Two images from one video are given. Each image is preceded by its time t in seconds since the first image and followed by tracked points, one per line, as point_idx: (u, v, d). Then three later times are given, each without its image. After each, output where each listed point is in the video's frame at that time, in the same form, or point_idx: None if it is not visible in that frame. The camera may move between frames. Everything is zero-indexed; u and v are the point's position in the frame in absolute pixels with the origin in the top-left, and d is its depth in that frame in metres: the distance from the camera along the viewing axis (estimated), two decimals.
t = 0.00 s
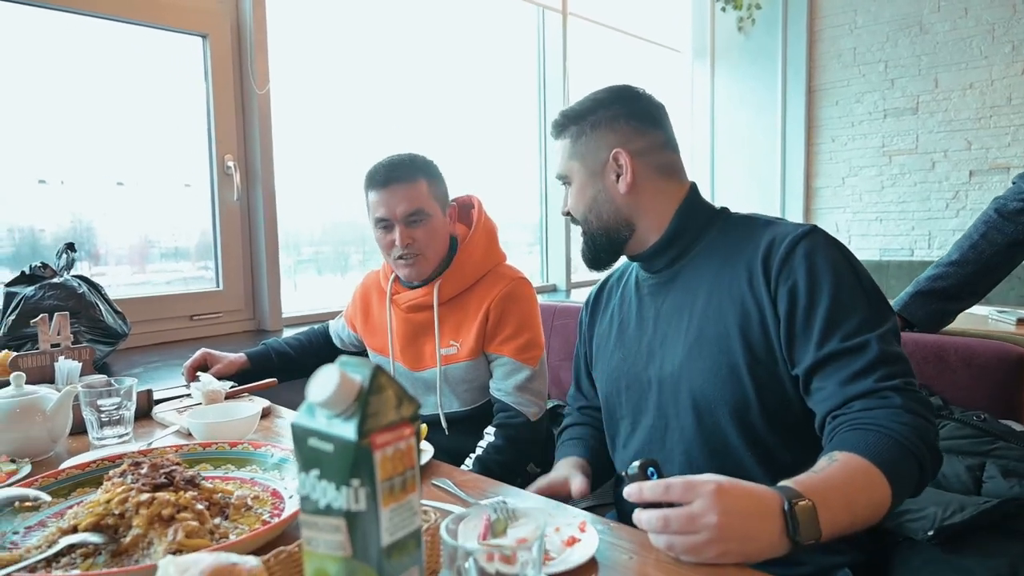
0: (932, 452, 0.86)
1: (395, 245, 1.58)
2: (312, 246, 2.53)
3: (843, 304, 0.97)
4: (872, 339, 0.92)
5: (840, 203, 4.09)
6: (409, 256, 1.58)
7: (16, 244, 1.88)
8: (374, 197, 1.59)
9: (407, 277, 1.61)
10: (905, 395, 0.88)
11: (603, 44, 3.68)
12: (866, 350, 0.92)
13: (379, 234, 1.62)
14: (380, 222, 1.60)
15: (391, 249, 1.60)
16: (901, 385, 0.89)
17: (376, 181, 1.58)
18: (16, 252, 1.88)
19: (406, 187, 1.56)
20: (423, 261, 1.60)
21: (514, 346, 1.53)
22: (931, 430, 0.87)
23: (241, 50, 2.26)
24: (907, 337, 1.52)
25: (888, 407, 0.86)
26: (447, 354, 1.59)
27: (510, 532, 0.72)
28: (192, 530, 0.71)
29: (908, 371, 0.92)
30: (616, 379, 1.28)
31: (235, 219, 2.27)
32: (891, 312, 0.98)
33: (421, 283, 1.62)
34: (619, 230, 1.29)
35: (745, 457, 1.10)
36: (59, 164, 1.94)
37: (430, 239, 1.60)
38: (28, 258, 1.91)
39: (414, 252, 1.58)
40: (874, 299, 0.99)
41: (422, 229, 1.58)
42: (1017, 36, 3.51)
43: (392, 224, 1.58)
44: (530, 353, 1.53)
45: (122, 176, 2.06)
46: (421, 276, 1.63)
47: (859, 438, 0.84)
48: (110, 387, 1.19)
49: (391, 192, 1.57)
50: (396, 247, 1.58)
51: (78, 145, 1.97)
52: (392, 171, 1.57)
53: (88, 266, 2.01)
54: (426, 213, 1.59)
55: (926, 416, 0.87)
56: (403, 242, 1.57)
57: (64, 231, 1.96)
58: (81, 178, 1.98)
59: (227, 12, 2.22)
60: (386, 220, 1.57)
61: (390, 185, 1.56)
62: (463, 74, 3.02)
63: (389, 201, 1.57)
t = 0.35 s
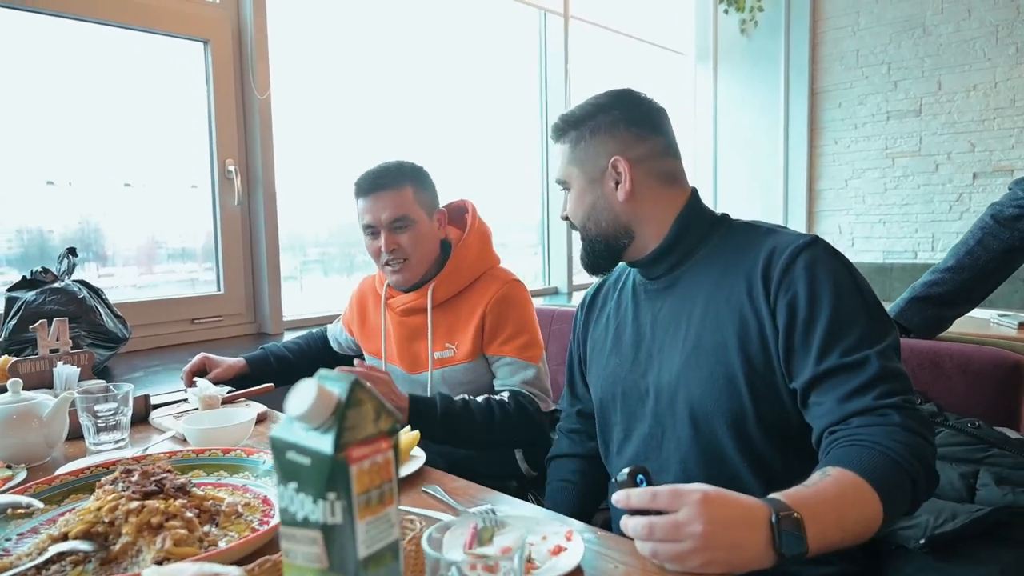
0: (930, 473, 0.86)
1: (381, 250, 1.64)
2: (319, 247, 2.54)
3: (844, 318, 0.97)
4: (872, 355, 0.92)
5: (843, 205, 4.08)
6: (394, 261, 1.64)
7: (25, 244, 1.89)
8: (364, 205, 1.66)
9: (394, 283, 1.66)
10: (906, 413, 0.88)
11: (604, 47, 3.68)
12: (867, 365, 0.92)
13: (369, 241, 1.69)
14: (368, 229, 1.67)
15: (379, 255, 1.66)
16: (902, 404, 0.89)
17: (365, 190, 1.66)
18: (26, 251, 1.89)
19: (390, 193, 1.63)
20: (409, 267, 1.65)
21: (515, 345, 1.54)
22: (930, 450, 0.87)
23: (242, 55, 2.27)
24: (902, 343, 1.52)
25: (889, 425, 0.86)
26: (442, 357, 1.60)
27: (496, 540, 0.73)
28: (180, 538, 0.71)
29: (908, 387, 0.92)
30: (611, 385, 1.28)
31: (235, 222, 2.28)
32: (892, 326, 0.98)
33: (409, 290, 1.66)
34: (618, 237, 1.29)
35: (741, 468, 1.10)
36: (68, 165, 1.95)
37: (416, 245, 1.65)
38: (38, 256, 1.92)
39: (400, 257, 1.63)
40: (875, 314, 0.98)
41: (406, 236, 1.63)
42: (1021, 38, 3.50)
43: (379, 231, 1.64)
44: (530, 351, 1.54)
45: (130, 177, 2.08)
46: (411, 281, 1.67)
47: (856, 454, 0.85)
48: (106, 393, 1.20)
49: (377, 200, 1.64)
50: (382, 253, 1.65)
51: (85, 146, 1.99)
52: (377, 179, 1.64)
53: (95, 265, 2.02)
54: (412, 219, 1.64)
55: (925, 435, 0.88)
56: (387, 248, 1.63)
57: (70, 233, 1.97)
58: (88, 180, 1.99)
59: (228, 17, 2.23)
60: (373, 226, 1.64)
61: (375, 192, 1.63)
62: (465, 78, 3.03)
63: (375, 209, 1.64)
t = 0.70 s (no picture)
0: (926, 496, 0.83)
1: (367, 243, 1.65)
2: (333, 245, 2.57)
3: (851, 328, 0.91)
4: (881, 371, 0.87)
5: (853, 202, 4.01)
6: (379, 254, 1.65)
7: (44, 241, 1.93)
8: (348, 198, 1.67)
9: (378, 276, 1.68)
10: (914, 431, 0.84)
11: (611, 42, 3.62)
12: (878, 382, 0.87)
13: (354, 235, 1.69)
14: (353, 222, 1.67)
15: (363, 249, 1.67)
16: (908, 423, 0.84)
17: (350, 182, 1.66)
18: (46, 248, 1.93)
19: (377, 185, 1.63)
20: (394, 261, 1.66)
21: (514, 343, 1.61)
22: (930, 474, 0.84)
23: (239, 50, 2.25)
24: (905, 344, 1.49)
25: (896, 442, 0.82)
26: (429, 354, 1.65)
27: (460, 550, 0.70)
28: (134, 545, 0.69)
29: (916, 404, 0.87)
30: (604, 383, 1.24)
31: (233, 219, 2.27)
32: (903, 339, 0.91)
33: (394, 285, 1.68)
34: (616, 231, 1.23)
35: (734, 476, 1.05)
36: (84, 164, 1.98)
37: (401, 239, 1.66)
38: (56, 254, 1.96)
39: (385, 251, 1.65)
40: (885, 325, 0.92)
41: (393, 229, 1.64)
42: None
43: (364, 224, 1.65)
44: (531, 345, 1.61)
45: (146, 176, 2.11)
46: (394, 276, 1.69)
47: (847, 457, 0.83)
48: (85, 392, 1.18)
49: (364, 192, 1.64)
50: (367, 246, 1.65)
51: (83, 143, 1.98)
52: (366, 171, 1.65)
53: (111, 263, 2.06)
54: (399, 213, 1.65)
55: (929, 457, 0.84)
56: (373, 241, 1.64)
57: (89, 230, 2.01)
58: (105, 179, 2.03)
59: (225, 12, 2.21)
60: (358, 220, 1.65)
61: (364, 184, 1.64)
62: (468, 73, 3.00)
63: (361, 201, 1.64)
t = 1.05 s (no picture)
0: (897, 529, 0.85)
1: (388, 240, 1.63)
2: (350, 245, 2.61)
3: (850, 348, 0.88)
4: (870, 396, 0.86)
5: (874, 203, 3.93)
6: (401, 252, 1.63)
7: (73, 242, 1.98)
8: (360, 198, 1.66)
9: (397, 275, 1.65)
10: (892, 466, 0.84)
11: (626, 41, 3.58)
12: (867, 408, 0.86)
13: (364, 237, 1.67)
14: (367, 222, 1.65)
15: (381, 248, 1.64)
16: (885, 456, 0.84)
17: (362, 183, 1.66)
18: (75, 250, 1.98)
19: (393, 185, 1.65)
20: (414, 259, 1.65)
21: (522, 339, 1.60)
22: (907, 508, 0.85)
23: (248, 52, 2.25)
24: (918, 351, 1.49)
25: (864, 478, 0.84)
26: (429, 358, 1.63)
27: (439, 562, 0.67)
28: (105, 556, 0.67)
29: (907, 432, 0.85)
30: (605, 388, 1.19)
31: (241, 221, 2.27)
32: (906, 359, 0.88)
33: (411, 283, 1.65)
34: (622, 232, 1.15)
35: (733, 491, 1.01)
36: (113, 164, 2.04)
37: (418, 236, 1.66)
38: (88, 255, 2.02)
39: (408, 247, 1.63)
40: (889, 344, 0.88)
41: (413, 225, 1.66)
42: None
43: (384, 221, 1.64)
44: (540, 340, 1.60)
45: (171, 176, 2.16)
46: (409, 276, 1.66)
47: (810, 482, 0.88)
48: (81, 395, 1.18)
49: (378, 191, 1.64)
50: (388, 244, 1.63)
51: (95, 144, 2.01)
52: (377, 172, 1.66)
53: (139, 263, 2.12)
54: (414, 211, 1.67)
55: (906, 492, 0.84)
56: (396, 237, 1.62)
57: (115, 230, 2.06)
58: (132, 178, 2.08)
59: (233, 14, 2.21)
60: (375, 219, 1.64)
61: (379, 183, 1.64)
62: (480, 74, 2.98)
63: (379, 199, 1.64)
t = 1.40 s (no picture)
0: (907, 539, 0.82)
1: (405, 240, 1.62)
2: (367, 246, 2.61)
3: (859, 352, 0.86)
4: (879, 401, 0.83)
5: (899, 203, 3.86)
6: (418, 251, 1.63)
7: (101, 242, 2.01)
8: (378, 197, 1.65)
9: (410, 276, 1.64)
10: (901, 474, 0.81)
11: (645, 40, 3.54)
12: (876, 413, 0.83)
13: (381, 235, 1.66)
14: (384, 221, 1.65)
15: (397, 247, 1.64)
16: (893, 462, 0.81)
17: (380, 182, 1.66)
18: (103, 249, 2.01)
19: (412, 185, 1.65)
20: (429, 260, 1.64)
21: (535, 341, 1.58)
22: (917, 516, 0.82)
23: (266, 54, 2.27)
24: (939, 357, 1.48)
25: (870, 484, 0.82)
26: (441, 359, 1.62)
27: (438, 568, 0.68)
28: (105, 559, 0.67)
29: (919, 437, 0.82)
30: (615, 392, 1.17)
31: (259, 222, 2.28)
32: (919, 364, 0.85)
33: (425, 285, 1.64)
34: (631, 235, 1.13)
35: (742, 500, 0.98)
36: (140, 166, 2.07)
37: (434, 237, 1.66)
38: (114, 254, 2.04)
39: (424, 247, 1.63)
40: (900, 350, 0.86)
41: (430, 226, 1.65)
42: None
43: (401, 221, 1.64)
44: (553, 345, 1.58)
45: (197, 177, 2.19)
46: (424, 277, 1.65)
47: (815, 487, 0.85)
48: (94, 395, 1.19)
49: (395, 190, 1.64)
50: (404, 244, 1.63)
51: (116, 145, 2.02)
52: (396, 171, 1.66)
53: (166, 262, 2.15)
54: (431, 212, 1.67)
55: (916, 500, 0.81)
56: (413, 237, 1.62)
57: (143, 229, 2.09)
58: (159, 179, 2.11)
59: (250, 16, 2.22)
60: (392, 218, 1.63)
61: (397, 182, 1.64)
62: (497, 75, 2.97)
63: (397, 199, 1.64)
